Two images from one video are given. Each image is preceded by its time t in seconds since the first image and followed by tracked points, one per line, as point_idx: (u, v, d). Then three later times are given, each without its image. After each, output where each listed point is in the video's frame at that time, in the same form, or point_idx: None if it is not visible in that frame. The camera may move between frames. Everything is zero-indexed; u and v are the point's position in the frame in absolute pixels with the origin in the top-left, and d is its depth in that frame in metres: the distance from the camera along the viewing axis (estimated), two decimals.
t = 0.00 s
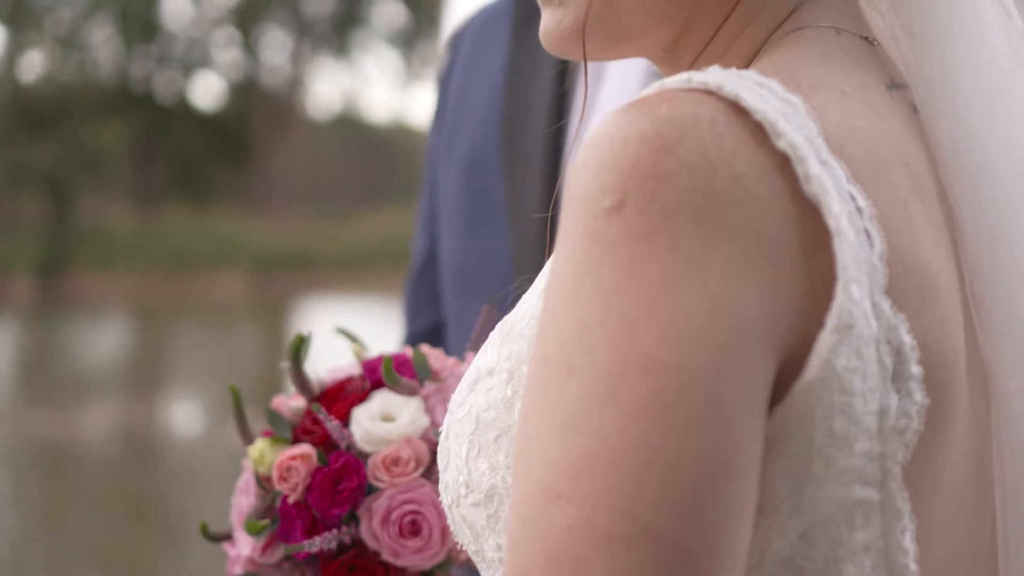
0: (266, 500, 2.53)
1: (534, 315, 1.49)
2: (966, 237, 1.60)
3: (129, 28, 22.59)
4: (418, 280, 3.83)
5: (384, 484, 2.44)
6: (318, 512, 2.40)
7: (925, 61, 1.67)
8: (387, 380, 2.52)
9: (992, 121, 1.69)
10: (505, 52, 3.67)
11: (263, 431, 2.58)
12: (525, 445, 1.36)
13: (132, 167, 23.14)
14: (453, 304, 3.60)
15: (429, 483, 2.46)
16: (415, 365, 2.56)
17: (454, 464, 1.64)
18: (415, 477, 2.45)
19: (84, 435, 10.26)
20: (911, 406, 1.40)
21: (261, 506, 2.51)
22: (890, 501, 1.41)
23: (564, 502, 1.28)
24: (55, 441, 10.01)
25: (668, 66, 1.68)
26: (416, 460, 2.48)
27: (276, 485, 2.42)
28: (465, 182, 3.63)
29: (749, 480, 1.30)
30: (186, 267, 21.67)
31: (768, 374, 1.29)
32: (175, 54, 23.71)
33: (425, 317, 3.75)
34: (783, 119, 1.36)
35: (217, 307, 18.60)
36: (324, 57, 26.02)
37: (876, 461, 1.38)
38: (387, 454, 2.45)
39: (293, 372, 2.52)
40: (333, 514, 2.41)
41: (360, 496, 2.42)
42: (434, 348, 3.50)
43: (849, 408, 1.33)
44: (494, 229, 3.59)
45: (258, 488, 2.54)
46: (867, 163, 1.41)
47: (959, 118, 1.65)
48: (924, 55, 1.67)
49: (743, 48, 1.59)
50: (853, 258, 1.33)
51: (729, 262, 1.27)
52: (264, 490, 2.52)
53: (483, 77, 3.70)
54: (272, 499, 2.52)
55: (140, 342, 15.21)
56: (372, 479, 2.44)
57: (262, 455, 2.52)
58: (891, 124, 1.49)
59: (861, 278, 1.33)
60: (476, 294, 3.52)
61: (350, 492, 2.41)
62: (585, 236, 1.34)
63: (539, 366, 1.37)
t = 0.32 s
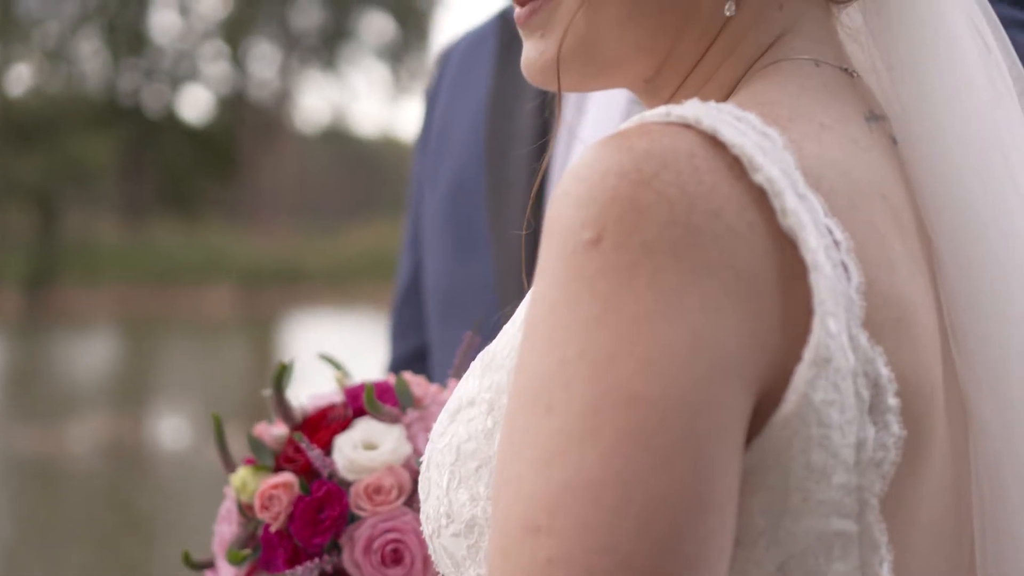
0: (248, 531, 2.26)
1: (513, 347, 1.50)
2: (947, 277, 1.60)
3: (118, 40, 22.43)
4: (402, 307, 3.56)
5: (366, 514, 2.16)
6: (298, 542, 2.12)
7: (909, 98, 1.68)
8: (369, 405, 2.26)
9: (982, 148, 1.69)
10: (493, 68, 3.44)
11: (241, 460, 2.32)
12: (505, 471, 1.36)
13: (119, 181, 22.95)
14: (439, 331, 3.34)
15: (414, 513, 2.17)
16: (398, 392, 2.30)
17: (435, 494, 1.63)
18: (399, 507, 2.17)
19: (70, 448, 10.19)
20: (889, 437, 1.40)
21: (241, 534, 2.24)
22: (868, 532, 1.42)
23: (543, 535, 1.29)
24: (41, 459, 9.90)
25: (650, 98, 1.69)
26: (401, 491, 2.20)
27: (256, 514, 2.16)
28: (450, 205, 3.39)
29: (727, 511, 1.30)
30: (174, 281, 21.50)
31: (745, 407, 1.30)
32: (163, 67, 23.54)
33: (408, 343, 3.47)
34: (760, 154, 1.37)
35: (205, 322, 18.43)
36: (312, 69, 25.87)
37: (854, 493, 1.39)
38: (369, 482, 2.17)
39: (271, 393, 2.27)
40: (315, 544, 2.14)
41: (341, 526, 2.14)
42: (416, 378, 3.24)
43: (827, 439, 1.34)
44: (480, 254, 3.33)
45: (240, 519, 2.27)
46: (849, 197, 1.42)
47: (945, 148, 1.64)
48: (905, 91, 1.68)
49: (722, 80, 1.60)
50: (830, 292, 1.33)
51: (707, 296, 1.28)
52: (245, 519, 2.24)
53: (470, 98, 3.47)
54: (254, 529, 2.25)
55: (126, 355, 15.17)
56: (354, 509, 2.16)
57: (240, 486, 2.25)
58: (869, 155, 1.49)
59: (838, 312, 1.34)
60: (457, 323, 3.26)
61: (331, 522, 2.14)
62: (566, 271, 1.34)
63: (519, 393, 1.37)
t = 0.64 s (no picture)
0: (226, 559, 2.24)
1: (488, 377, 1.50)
2: (922, 307, 1.60)
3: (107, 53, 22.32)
4: (384, 333, 3.40)
5: (345, 541, 2.14)
6: (278, 570, 2.11)
7: (883, 126, 1.69)
8: (349, 434, 2.25)
9: (959, 177, 1.69)
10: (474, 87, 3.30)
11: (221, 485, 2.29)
12: (478, 500, 1.36)
13: (109, 194, 22.97)
14: (420, 357, 3.19)
15: (392, 540, 2.15)
16: (378, 419, 2.28)
17: (412, 522, 1.63)
18: (378, 534, 2.16)
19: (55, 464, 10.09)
20: (861, 468, 1.41)
21: (221, 562, 2.23)
22: (840, 563, 1.42)
23: (514, 565, 1.29)
24: (28, 471, 9.89)
25: (626, 128, 1.70)
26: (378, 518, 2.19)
27: (236, 543, 2.15)
28: (429, 228, 3.24)
29: (699, 543, 1.30)
30: (165, 292, 21.53)
31: (717, 437, 1.30)
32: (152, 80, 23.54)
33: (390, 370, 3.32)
34: (732, 187, 1.37)
35: (197, 334, 18.46)
36: (302, 82, 25.89)
37: (825, 524, 1.39)
38: (348, 511, 2.16)
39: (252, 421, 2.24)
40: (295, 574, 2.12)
41: (321, 555, 2.14)
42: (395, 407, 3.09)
43: (799, 471, 1.35)
44: (460, 278, 3.17)
45: (219, 546, 2.25)
46: (821, 230, 1.42)
47: (919, 179, 1.65)
48: (880, 121, 1.69)
49: (696, 110, 1.60)
50: (801, 324, 1.34)
51: (679, 328, 1.29)
52: (224, 547, 2.23)
53: (450, 118, 3.33)
54: (232, 557, 2.24)
55: (113, 368, 15.08)
56: (334, 536, 2.15)
57: (220, 514, 2.23)
58: (842, 186, 1.50)
59: (811, 342, 1.35)
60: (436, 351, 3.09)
61: (312, 550, 2.14)
62: (538, 302, 1.35)
63: (493, 421, 1.37)
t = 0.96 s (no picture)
0: None
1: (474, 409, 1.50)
2: (909, 342, 1.61)
3: (98, 66, 21.89)
4: (369, 361, 3.15)
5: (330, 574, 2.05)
6: None
7: (868, 155, 1.69)
8: (335, 463, 2.15)
9: (945, 207, 1.69)
10: (460, 105, 3.10)
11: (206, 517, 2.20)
12: (462, 529, 1.36)
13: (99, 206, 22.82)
14: (406, 382, 2.95)
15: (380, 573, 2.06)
16: (363, 447, 2.20)
17: (397, 552, 1.63)
18: (365, 565, 2.07)
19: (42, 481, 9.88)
20: (844, 500, 1.42)
21: None
22: None
23: None
24: (18, 485, 9.82)
25: (611, 158, 1.70)
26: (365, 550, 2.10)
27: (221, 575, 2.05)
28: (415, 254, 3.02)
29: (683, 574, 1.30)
30: (156, 306, 21.35)
31: (701, 471, 1.31)
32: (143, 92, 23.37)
33: (374, 393, 3.06)
34: (715, 221, 1.37)
35: (188, 347, 18.32)
36: (293, 93, 25.70)
37: (809, 557, 1.40)
38: (334, 542, 2.07)
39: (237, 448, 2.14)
40: None
41: None
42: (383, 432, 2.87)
43: (783, 503, 1.35)
44: (449, 300, 2.94)
45: None
46: (805, 263, 1.43)
47: (905, 206, 1.65)
48: (865, 153, 1.69)
49: (681, 142, 1.61)
50: (784, 358, 1.35)
51: (664, 362, 1.29)
52: None
53: (437, 136, 3.12)
54: None
55: (105, 382, 14.94)
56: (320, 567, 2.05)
57: (204, 543, 2.12)
58: (826, 219, 1.50)
59: (792, 377, 1.35)
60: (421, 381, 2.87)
61: None
62: (521, 337, 1.35)
63: (476, 458, 1.37)
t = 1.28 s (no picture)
0: None
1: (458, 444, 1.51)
2: (894, 379, 1.62)
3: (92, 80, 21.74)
4: (358, 384, 3.09)
5: None
6: None
7: (854, 190, 1.70)
8: (323, 494, 2.15)
9: (931, 242, 1.70)
10: (450, 131, 3.04)
11: (194, 548, 2.19)
12: (446, 566, 1.37)
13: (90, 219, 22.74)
14: (395, 408, 2.90)
15: None
16: (351, 476, 2.20)
17: None
18: None
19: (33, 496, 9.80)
20: (829, 536, 1.42)
21: None
22: None
23: None
24: (8, 500, 9.79)
25: (600, 192, 1.70)
26: None
27: None
28: (403, 282, 2.97)
29: None
30: (149, 320, 21.22)
31: (685, 508, 1.31)
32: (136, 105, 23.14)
33: (362, 421, 3.01)
34: (699, 257, 1.38)
35: (181, 361, 18.22)
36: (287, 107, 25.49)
37: None
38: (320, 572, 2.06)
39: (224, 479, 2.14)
40: None
41: None
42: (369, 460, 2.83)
43: (766, 539, 1.35)
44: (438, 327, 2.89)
45: None
46: (790, 300, 1.43)
47: (892, 242, 1.66)
48: (851, 188, 1.70)
49: (667, 176, 1.61)
50: (769, 394, 1.35)
51: (651, 398, 1.30)
52: None
53: (429, 160, 3.06)
54: None
55: (98, 397, 14.83)
56: None
57: (191, 575, 2.13)
58: (811, 252, 1.50)
59: (777, 414, 1.36)
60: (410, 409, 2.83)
61: None
62: (505, 373, 1.35)
63: (461, 493, 1.38)
